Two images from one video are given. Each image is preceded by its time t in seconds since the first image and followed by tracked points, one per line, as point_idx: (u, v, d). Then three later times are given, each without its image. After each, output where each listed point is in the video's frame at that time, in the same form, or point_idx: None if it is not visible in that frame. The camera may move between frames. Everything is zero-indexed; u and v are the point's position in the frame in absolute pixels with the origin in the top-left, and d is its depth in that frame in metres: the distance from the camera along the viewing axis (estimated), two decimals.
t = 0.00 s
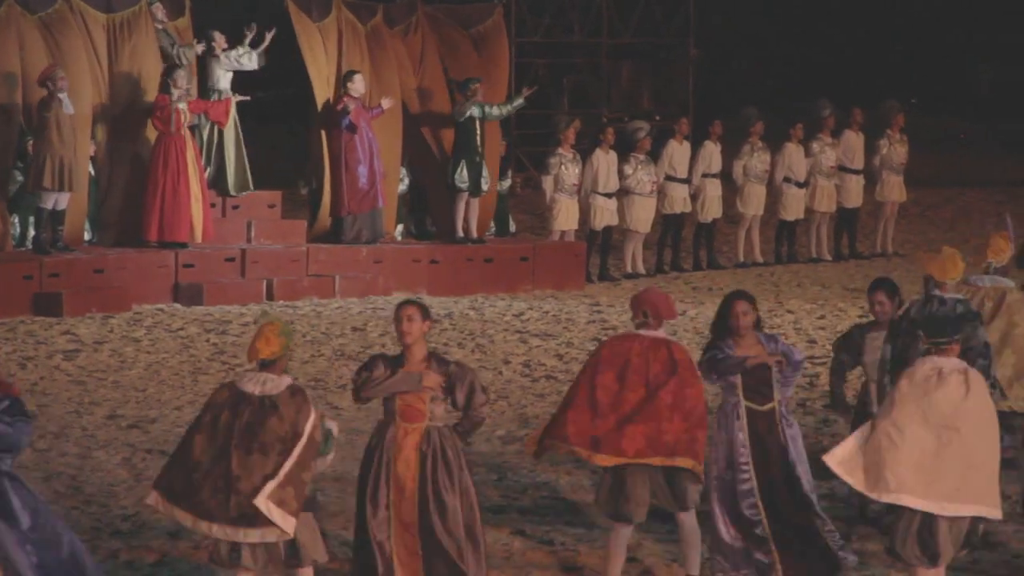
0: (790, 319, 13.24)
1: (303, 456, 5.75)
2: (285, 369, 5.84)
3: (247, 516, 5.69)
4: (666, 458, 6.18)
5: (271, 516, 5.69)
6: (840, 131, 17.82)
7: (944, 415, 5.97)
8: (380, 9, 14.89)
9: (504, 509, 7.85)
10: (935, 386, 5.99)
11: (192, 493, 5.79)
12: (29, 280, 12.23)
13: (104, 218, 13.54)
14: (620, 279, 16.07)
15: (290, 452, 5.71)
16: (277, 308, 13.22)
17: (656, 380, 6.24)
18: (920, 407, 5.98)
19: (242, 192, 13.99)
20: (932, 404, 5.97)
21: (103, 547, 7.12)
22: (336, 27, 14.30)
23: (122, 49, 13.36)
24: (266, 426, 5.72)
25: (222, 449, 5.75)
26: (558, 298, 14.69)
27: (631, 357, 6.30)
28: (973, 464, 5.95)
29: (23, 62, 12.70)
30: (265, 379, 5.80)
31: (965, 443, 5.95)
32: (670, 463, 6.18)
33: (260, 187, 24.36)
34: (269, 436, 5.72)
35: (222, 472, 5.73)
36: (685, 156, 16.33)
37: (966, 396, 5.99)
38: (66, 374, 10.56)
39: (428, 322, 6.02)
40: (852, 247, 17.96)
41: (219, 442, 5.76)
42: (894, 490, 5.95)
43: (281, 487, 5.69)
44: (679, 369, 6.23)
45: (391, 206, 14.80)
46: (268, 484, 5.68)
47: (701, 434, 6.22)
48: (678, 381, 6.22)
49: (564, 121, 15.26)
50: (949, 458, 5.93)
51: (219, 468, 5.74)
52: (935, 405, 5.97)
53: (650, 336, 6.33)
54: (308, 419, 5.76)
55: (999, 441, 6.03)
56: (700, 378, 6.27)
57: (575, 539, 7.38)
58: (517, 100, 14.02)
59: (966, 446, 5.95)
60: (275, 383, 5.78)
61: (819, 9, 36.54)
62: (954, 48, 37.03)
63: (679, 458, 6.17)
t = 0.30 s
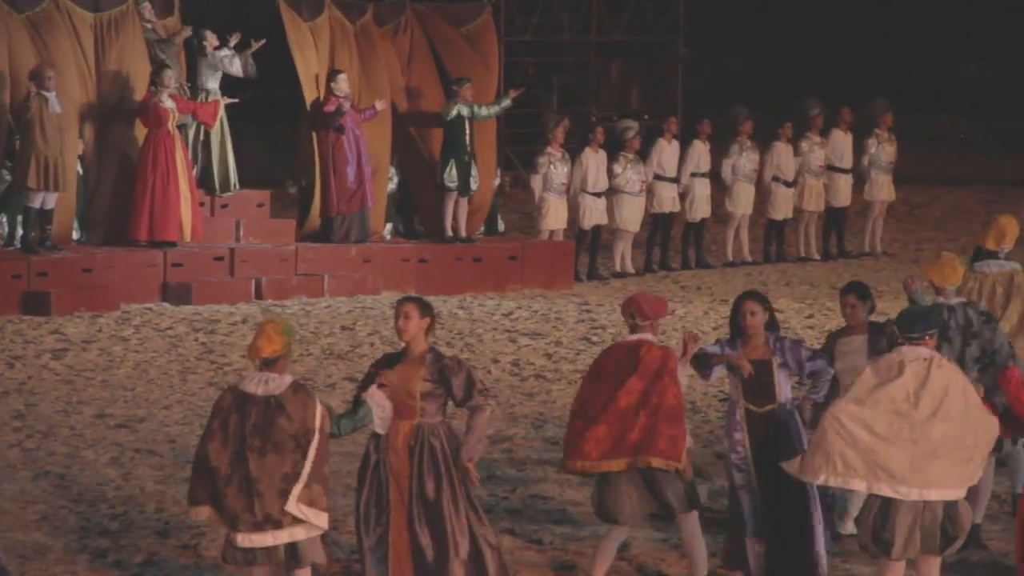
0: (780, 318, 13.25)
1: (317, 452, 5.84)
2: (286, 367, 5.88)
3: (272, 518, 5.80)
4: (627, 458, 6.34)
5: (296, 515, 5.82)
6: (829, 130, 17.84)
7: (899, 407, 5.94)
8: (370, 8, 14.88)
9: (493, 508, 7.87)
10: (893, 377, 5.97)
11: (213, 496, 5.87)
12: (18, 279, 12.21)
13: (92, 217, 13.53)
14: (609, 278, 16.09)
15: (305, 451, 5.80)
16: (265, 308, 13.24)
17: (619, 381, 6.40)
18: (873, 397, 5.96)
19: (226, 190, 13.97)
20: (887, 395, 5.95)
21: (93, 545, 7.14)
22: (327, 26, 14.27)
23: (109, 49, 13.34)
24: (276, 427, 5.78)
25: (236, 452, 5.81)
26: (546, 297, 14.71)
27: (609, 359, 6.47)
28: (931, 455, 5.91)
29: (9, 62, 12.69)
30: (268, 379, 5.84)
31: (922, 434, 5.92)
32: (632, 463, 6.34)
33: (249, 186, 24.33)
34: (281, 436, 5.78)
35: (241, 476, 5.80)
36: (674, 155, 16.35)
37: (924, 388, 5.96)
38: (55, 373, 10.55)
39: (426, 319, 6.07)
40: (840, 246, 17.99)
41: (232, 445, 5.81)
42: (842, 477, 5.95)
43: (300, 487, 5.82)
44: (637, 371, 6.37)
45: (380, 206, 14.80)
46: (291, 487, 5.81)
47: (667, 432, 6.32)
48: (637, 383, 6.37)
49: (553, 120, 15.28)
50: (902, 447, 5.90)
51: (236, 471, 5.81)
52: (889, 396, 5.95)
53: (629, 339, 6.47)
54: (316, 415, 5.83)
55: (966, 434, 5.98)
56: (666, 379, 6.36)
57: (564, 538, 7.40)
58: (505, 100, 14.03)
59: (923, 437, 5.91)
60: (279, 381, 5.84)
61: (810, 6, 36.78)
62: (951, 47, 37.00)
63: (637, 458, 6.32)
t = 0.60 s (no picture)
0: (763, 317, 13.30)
1: (313, 451, 5.77)
2: (286, 366, 5.81)
3: (263, 516, 5.73)
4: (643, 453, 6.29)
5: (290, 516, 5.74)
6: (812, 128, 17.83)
7: (878, 409, 5.99)
8: (353, 7, 14.85)
9: (477, 507, 7.87)
10: (876, 380, 6.03)
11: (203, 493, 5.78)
12: None
13: (76, 216, 13.51)
14: (593, 277, 16.10)
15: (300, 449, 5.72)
16: (248, 306, 13.24)
17: (644, 374, 6.33)
18: (862, 403, 6.06)
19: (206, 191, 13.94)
20: (871, 399, 6.03)
21: (75, 544, 7.11)
22: (312, 25, 14.22)
23: (92, 47, 13.32)
24: (273, 426, 5.71)
25: (231, 449, 5.73)
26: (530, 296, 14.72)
27: (640, 349, 6.40)
28: (902, 456, 5.91)
29: None
30: (267, 377, 5.77)
31: (892, 435, 5.93)
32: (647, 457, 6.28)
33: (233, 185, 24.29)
34: (276, 435, 5.71)
35: (235, 473, 5.72)
36: (658, 154, 16.34)
37: (899, 389, 5.96)
38: (37, 372, 10.52)
39: (389, 322, 6.02)
40: (824, 245, 17.99)
41: (226, 440, 5.73)
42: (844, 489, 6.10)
43: (295, 487, 5.73)
44: (657, 364, 6.28)
45: (364, 205, 14.77)
46: (286, 487, 5.72)
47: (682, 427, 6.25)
48: (659, 376, 6.28)
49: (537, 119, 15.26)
50: (879, 450, 5.96)
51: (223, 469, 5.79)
52: (871, 399, 6.02)
53: (660, 328, 6.37)
54: (313, 415, 5.76)
55: (940, 433, 5.90)
56: (687, 373, 6.24)
57: (548, 537, 7.40)
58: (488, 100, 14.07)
59: (896, 439, 5.93)
60: (279, 379, 5.76)
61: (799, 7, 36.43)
62: (943, 46, 36.81)
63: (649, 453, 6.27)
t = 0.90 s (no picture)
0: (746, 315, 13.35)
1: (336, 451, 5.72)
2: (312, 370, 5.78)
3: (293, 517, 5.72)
4: (672, 456, 6.26)
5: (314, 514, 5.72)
6: (796, 128, 17.84)
7: (895, 408, 5.96)
8: (338, 6, 14.82)
9: (462, 507, 7.86)
10: (897, 381, 5.99)
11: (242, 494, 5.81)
12: None
13: (59, 215, 13.48)
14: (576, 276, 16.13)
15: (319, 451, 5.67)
16: (232, 306, 13.23)
17: (656, 373, 6.33)
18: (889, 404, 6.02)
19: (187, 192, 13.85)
20: (893, 398, 5.99)
21: (58, 544, 7.11)
22: (297, 23, 14.20)
23: (75, 49, 13.28)
24: (292, 428, 5.68)
25: (255, 458, 5.76)
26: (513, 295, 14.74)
27: (645, 349, 6.40)
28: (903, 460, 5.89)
29: None
30: (291, 381, 5.74)
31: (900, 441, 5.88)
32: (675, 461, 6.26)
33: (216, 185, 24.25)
34: (298, 438, 5.69)
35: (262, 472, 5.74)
36: (642, 153, 16.35)
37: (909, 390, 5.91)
38: (21, 372, 10.50)
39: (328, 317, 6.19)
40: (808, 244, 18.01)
41: (263, 444, 5.74)
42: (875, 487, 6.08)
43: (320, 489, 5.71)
44: (668, 361, 6.28)
45: (347, 205, 14.75)
46: (305, 485, 5.70)
47: (709, 422, 6.25)
48: (672, 373, 6.28)
49: (521, 118, 15.26)
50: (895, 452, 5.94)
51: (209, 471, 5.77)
52: (893, 398, 5.98)
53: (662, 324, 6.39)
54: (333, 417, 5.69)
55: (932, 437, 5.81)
56: (698, 364, 6.27)
57: (532, 536, 7.42)
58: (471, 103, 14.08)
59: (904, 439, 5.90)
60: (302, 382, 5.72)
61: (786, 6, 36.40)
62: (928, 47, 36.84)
63: (680, 452, 6.25)
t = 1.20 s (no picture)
0: (727, 315, 13.32)
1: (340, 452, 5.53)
2: (326, 369, 5.64)
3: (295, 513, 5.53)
4: (662, 455, 6.22)
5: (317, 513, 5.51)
6: (777, 127, 17.84)
7: (909, 399, 5.54)
8: (321, 5, 14.80)
9: (444, 506, 7.85)
10: (909, 372, 5.58)
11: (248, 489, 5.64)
12: None
13: (39, 214, 13.45)
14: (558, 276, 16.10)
15: (320, 448, 5.49)
16: (213, 306, 13.19)
17: (642, 372, 6.28)
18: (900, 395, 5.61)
19: (171, 190, 13.85)
20: (904, 389, 5.57)
21: (38, 544, 7.08)
22: (278, 21, 14.18)
23: (54, 47, 13.21)
24: (297, 423, 5.53)
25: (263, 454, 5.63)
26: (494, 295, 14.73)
27: (627, 348, 6.35)
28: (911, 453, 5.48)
29: None
30: (305, 378, 5.60)
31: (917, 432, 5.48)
32: (664, 460, 6.22)
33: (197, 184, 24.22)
34: (300, 431, 5.53)
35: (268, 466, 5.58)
36: (624, 152, 16.35)
37: (923, 381, 5.51)
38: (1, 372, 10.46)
39: (289, 325, 5.96)
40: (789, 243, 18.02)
41: (272, 439, 5.58)
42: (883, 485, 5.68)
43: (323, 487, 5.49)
44: (656, 359, 6.24)
45: (328, 204, 14.75)
46: (304, 478, 5.50)
47: (695, 421, 6.24)
48: (660, 371, 6.24)
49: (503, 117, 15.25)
50: (903, 445, 5.53)
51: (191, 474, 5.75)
52: (905, 390, 5.56)
53: (645, 322, 6.34)
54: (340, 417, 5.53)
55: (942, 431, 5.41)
56: (685, 362, 6.25)
57: (513, 536, 7.39)
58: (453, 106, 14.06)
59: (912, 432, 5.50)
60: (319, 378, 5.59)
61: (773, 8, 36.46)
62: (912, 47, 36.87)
63: (671, 452, 6.22)
